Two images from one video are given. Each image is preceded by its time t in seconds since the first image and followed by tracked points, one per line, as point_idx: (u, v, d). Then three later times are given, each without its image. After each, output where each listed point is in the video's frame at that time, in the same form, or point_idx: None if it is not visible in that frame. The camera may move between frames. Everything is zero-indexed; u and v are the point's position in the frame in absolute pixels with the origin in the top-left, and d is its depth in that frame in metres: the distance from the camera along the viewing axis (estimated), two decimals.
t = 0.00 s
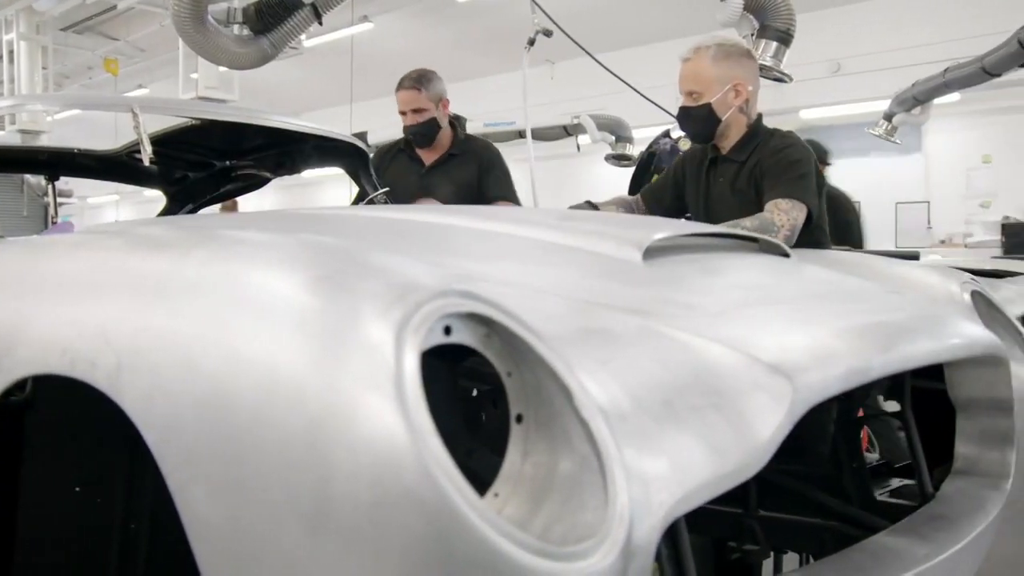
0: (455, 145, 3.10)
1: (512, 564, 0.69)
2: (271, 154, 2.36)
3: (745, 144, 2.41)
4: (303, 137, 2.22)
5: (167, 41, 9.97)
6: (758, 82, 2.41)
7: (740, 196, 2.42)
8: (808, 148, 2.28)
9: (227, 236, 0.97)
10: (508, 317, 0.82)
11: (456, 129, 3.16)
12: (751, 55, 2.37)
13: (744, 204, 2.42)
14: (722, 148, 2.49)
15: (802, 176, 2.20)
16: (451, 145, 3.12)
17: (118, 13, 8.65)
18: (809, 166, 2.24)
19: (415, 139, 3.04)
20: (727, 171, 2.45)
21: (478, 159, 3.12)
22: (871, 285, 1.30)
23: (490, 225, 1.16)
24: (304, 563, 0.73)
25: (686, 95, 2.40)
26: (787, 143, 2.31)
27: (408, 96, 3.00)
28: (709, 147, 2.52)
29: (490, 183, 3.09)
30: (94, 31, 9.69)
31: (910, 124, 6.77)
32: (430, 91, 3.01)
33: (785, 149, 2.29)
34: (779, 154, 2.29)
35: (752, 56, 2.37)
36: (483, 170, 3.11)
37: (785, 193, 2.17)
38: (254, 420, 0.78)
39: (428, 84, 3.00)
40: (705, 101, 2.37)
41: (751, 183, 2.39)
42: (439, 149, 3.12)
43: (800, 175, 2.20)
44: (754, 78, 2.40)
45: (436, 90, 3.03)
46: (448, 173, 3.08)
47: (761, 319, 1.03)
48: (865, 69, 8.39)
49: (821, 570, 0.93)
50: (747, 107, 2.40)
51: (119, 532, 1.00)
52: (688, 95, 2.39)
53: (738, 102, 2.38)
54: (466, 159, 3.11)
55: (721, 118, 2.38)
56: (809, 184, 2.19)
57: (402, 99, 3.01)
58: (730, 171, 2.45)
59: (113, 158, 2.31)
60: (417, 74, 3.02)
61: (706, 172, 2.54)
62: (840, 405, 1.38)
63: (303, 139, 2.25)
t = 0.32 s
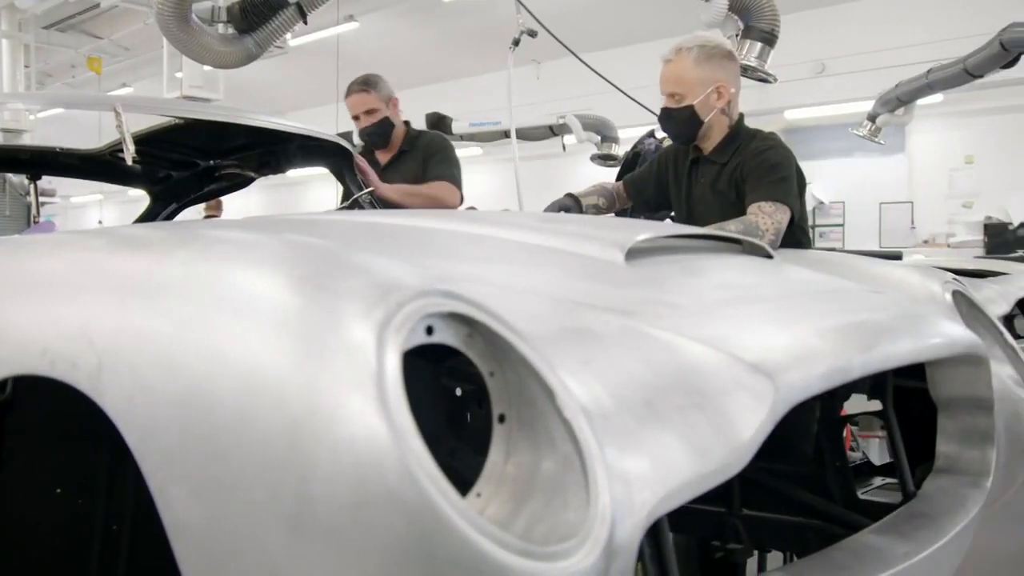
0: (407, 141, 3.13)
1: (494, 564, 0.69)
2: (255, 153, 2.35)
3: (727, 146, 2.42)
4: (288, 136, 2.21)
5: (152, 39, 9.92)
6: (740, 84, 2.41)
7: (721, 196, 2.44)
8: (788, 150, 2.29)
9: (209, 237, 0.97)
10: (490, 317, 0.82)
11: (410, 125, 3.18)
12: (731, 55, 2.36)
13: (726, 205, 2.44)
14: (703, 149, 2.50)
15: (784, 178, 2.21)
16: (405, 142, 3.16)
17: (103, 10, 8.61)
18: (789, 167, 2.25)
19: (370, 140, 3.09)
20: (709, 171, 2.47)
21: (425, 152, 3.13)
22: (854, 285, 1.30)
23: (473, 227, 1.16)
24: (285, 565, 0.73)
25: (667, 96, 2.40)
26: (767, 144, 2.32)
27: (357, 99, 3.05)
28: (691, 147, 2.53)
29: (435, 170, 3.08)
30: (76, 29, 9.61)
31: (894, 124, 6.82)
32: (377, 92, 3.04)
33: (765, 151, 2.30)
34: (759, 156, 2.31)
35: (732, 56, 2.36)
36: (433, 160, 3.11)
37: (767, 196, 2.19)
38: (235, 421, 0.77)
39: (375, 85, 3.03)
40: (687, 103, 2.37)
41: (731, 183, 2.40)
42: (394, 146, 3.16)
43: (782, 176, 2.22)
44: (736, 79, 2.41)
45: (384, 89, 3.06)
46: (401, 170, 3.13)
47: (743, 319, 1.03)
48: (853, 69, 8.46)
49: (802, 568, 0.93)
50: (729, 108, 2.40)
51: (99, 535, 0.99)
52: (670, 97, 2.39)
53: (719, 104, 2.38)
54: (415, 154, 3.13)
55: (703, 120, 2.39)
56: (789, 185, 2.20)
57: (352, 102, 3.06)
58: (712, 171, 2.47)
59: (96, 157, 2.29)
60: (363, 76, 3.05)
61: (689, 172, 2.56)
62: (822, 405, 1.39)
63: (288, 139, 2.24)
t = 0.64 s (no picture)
0: (360, 144, 3.12)
1: (478, 564, 0.69)
2: (242, 153, 2.34)
3: (717, 146, 2.43)
4: (274, 136, 2.20)
5: (140, 39, 9.88)
6: (730, 85, 2.43)
7: (711, 197, 2.44)
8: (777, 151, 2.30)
9: (193, 237, 0.96)
10: (476, 318, 0.82)
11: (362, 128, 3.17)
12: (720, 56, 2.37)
13: (716, 206, 2.44)
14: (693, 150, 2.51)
15: (773, 178, 2.22)
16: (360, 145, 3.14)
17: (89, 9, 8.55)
18: (778, 168, 2.26)
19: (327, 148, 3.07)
20: (698, 172, 2.47)
21: (380, 151, 3.09)
22: (839, 285, 1.31)
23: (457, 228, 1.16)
24: (269, 566, 0.72)
25: (658, 97, 2.41)
26: (755, 146, 2.33)
27: (306, 109, 3.04)
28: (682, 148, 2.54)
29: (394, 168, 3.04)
30: (62, 28, 9.56)
31: (881, 125, 6.84)
32: (327, 98, 3.04)
33: (754, 152, 2.31)
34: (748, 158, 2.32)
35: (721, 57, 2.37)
36: (387, 159, 3.07)
37: (756, 196, 2.19)
38: (219, 422, 0.77)
39: (324, 91, 3.04)
40: (678, 104, 2.38)
41: (721, 184, 2.41)
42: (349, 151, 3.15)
43: (771, 177, 2.23)
44: (725, 80, 2.42)
45: (332, 95, 3.07)
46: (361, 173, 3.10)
47: (729, 319, 1.04)
48: (842, 69, 8.49)
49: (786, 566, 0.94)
50: (719, 109, 2.41)
51: (83, 537, 0.99)
52: (661, 98, 2.40)
53: (709, 105, 2.39)
54: (370, 155, 3.10)
55: (694, 121, 2.39)
56: (777, 185, 2.21)
57: (303, 114, 3.06)
58: (702, 172, 2.47)
59: (81, 157, 2.28)
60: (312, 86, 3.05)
61: (678, 172, 2.56)
62: (807, 404, 1.40)
63: (274, 138, 2.23)
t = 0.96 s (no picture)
0: (352, 143, 3.11)
1: (466, 564, 0.69)
2: (230, 153, 2.34)
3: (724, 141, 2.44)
4: (263, 136, 2.20)
5: (129, 38, 9.83)
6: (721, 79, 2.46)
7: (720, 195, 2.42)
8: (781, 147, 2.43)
9: (181, 238, 0.96)
10: (465, 319, 0.82)
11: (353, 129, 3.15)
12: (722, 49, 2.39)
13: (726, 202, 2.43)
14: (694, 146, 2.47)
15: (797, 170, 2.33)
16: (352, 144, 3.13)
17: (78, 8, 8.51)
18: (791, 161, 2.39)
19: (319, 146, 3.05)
20: (706, 169, 2.46)
21: (372, 150, 3.09)
22: (826, 285, 1.31)
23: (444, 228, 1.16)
24: (256, 566, 0.72)
25: (687, 92, 2.29)
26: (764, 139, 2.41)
27: (298, 107, 3.02)
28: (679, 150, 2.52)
29: (387, 166, 3.03)
30: (49, 27, 9.50)
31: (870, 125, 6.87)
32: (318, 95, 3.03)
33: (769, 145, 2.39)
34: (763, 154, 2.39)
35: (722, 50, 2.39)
36: (379, 157, 3.06)
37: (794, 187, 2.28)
38: (205, 423, 0.77)
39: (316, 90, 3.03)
40: (710, 98, 2.29)
41: (732, 182, 2.40)
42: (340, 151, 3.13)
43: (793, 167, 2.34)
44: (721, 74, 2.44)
45: (324, 92, 3.06)
46: (352, 171, 3.09)
47: (716, 319, 1.04)
48: (833, 70, 8.52)
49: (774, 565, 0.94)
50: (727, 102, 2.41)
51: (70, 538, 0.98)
52: (692, 92, 2.28)
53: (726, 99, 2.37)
54: (363, 153, 3.09)
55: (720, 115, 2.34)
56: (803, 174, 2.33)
57: (294, 112, 3.03)
58: (708, 171, 2.46)
59: (69, 157, 2.26)
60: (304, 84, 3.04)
61: (678, 173, 2.54)
62: (796, 404, 1.40)
63: (264, 138, 2.23)
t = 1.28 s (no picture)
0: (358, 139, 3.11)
1: (454, 564, 0.68)
2: (220, 153, 2.33)
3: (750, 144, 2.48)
4: (253, 135, 2.19)
5: (120, 37, 9.80)
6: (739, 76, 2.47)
7: (758, 198, 2.46)
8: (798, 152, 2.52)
9: (169, 237, 0.96)
10: (454, 318, 0.82)
11: (360, 124, 3.15)
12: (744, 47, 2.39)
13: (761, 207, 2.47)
14: (720, 147, 2.49)
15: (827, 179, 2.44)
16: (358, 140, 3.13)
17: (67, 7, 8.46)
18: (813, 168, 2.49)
19: (325, 142, 3.04)
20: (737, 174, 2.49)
21: (378, 146, 3.09)
22: (816, 285, 1.32)
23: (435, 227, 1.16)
24: (244, 566, 0.72)
25: (719, 92, 2.27)
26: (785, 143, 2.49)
27: (306, 103, 3.01)
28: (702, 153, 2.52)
29: (392, 163, 3.03)
30: (38, 26, 9.45)
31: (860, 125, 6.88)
32: (327, 91, 3.01)
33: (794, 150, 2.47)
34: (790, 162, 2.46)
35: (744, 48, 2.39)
36: (386, 154, 3.06)
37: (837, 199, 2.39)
38: (194, 424, 0.77)
39: (324, 86, 3.01)
40: (740, 97, 2.28)
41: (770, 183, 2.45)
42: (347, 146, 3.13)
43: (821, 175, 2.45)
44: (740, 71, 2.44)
45: (331, 88, 3.05)
46: (357, 168, 3.09)
47: (705, 318, 1.04)
48: (824, 70, 8.54)
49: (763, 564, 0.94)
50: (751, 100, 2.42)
51: (60, 538, 0.98)
52: (724, 91, 2.27)
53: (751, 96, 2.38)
54: (370, 150, 3.09)
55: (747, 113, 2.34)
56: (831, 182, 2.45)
57: (303, 108, 3.02)
58: (740, 172, 2.49)
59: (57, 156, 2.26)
60: (310, 79, 3.02)
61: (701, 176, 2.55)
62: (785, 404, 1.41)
63: (254, 138, 2.22)
